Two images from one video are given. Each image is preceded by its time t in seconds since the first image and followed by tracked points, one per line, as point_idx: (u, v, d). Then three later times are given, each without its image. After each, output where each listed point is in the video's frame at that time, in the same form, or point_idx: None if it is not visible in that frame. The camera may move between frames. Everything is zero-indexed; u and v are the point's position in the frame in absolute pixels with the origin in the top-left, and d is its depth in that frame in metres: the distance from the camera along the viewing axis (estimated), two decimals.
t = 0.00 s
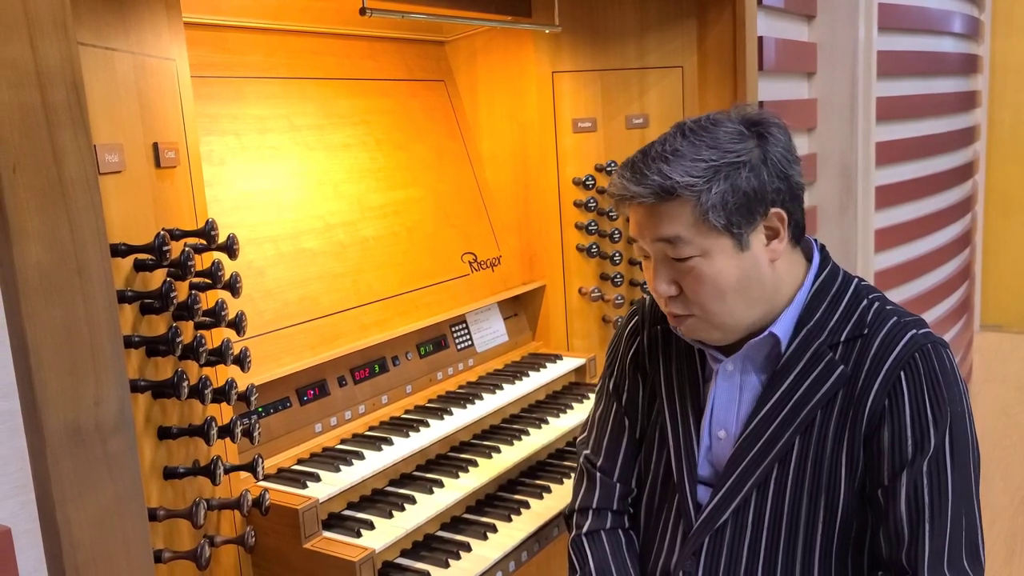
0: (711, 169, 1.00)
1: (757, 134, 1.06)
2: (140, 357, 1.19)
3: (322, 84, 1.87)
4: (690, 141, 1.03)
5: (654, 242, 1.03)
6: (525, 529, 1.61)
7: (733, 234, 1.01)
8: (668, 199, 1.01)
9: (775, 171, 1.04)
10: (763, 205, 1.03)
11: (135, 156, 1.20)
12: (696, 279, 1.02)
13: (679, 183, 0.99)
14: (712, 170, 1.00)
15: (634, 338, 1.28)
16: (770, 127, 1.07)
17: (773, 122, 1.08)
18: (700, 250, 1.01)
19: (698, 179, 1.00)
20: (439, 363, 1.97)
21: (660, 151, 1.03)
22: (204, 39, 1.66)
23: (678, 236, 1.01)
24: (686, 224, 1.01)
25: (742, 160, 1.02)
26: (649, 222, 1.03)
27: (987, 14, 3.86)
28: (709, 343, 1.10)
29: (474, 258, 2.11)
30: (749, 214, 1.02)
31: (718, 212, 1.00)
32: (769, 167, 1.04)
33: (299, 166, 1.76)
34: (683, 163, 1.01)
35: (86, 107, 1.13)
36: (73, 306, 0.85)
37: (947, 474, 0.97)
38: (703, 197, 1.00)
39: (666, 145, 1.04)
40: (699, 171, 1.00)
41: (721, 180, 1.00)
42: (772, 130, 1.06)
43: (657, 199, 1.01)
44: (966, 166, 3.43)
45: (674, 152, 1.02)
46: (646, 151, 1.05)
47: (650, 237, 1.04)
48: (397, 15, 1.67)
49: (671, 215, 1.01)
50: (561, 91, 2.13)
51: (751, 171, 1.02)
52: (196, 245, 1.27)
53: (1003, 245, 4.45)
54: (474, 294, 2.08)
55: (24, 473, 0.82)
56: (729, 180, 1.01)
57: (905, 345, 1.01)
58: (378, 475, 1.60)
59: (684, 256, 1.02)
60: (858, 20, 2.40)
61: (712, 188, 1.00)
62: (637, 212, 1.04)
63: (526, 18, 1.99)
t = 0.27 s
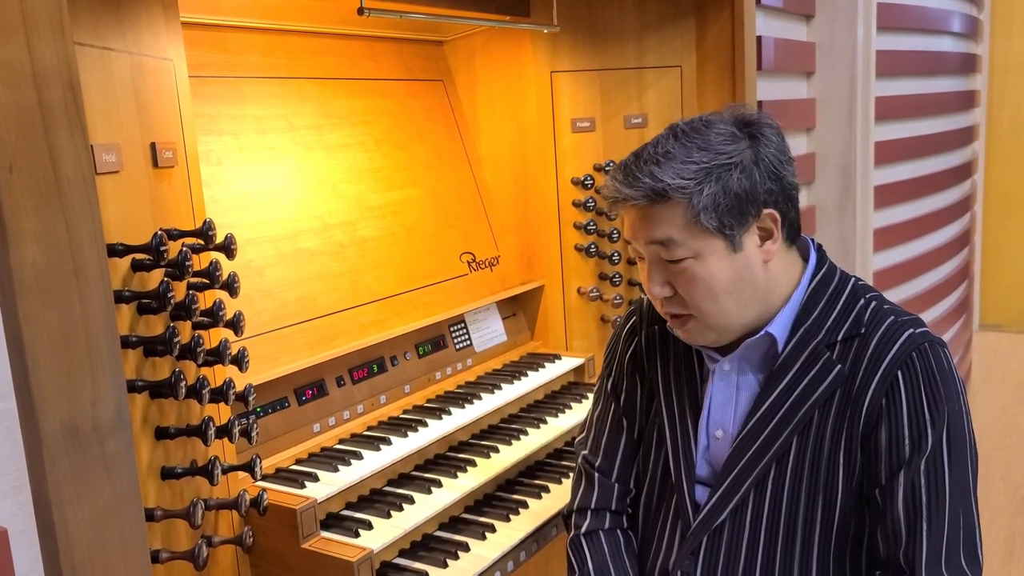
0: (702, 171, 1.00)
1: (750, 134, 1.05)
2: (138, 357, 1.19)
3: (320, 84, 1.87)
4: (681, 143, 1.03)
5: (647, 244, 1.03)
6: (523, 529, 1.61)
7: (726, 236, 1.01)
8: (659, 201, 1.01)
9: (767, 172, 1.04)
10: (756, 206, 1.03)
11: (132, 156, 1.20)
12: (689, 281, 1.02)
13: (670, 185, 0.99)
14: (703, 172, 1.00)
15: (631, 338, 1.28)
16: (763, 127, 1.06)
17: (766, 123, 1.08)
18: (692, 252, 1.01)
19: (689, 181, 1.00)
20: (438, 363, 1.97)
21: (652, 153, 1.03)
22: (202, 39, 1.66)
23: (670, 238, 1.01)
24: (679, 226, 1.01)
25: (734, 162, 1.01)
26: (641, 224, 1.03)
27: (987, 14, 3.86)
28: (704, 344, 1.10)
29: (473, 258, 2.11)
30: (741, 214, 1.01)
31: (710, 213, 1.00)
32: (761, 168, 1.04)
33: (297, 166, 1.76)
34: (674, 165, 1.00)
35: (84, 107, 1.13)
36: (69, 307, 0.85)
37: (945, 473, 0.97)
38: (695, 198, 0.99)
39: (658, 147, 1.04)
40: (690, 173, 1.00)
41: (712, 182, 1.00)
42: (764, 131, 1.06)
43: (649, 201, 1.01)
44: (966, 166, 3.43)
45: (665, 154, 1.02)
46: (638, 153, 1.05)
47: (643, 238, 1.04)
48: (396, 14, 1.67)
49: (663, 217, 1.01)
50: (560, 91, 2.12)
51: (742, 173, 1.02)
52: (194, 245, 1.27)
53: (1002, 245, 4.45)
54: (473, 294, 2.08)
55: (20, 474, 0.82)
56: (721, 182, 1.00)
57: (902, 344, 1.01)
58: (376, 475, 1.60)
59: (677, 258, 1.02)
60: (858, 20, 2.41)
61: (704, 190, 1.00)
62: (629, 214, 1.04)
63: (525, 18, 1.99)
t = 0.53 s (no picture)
0: (701, 173, 1.00)
1: (749, 136, 1.05)
2: (137, 358, 1.19)
3: (320, 85, 1.87)
4: (680, 146, 1.03)
5: (646, 246, 1.03)
6: (523, 531, 1.61)
7: (725, 238, 1.01)
8: (658, 203, 1.00)
9: (766, 174, 1.04)
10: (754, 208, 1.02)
11: (131, 157, 1.20)
12: (687, 283, 1.02)
13: (669, 187, 0.99)
14: (702, 174, 1.00)
15: (631, 340, 1.28)
16: (761, 130, 1.06)
17: (765, 125, 1.07)
18: (691, 254, 1.01)
19: (688, 184, 0.99)
20: (437, 364, 1.97)
21: (651, 155, 1.03)
22: (202, 40, 1.66)
23: (669, 240, 1.01)
24: (677, 228, 1.00)
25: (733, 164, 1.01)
26: (640, 226, 1.03)
27: (987, 15, 3.86)
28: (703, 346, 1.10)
29: (473, 259, 2.11)
30: (740, 216, 1.01)
31: (709, 216, 0.99)
32: (760, 170, 1.03)
33: (297, 167, 1.76)
34: (673, 167, 1.00)
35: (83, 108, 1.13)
36: (68, 308, 0.85)
37: (945, 475, 0.96)
38: (693, 201, 0.99)
39: (657, 149, 1.04)
40: (689, 175, 1.00)
41: (711, 184, 1.00)
42: (763, 133, 1.06)
43: (648, 203, 1.01)
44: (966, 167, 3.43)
45: (664, 156, 1.02)
46: (637, 155, 1.05)
47: (641, 241, 1.04)
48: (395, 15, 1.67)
49: (661, 219, 1.01)
50: (560, 92, 2.12)
51: (741, 175, 1.02)
52: (193, 246, 1.27)
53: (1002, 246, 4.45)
54: (473, 295, 2.07)
55: (18, 476, 0.82)
56: (720, 184, 1.00)
57: (902, 346, 1.01)
58: (376, 477, 1.60)
59: (676, 260, 1.02)
60: (858, 21, 2.40)
61: (702, 192, 1.00)
62: (628, 216, 1.04)
63: (525, 19, 1.99)
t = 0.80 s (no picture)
0: (702, 173, 1.00)
1: (750, 135, 1.05)
2: (137, 357, 1.19)
3: (321, 84, 1.87)
4: (681, 144, 1.03)
5: (647, 244, 1.03)
6: (524, 530, 1.61)
7: (726, 237, 1.01)
8: (660, 202, 1.00)
9: (768, 174, 1.04)
10: (756, 208, 1.02)
11: (132, 156, 1.20)
12: (688, 282, 1.02)
13: (670, 186, 0.99)
14: (704, 173, 1.00)
15: (631, 340, 1.28)
16: (763, 129, 1.06)
17: (766, 124, 1.07)
18: (692, 253, 1.01)
19: (691, 183, 0.99)
20: (438, 363, 1.97)
21: (652, 154, 1.03)
22: (203, 39, 1.65)
23: (670, 239, 1.01)
24: (680, 227, 1.00)
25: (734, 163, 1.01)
26: (641, 224, 1.03)
27: (988, 14, 3.86)
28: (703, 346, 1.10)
29: (473, 259, 2.11)
30: (741, 216, 1.01)
31: (710, 215, 0.99)
32: (762, 169, 1.03)
33: (298, 166, 1.76)
34: (675, 166, 1.00)
35: (83, 107, 1.13)
36: (69, 308, 0.85)
37: (945, 475, 0.96)
38: (695, 200, 0.99)
39: (658, 148, 1.04)
40: (690, 174, 1.00)
41: (713, 183, 1.00)
42: (764, 132, 1.06)
43: (649, 202, 1.01)
44: (967, 166, 3.43)
45: (665, 155, 1.02)
46: (638, 154, 1.04)
47: (642, 240, 1.04)
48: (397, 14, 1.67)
49: (663, 218, 1.01)
50: (561, 91, 2.12)
51: (743, 174, 1.01)
52: (194, 245, 1.27)
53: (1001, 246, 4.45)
54: (474, 294, 2.07)
55: (18, 475, 0.82)
56: (721, 183, 1.00)
57: (902, 346, 1.01)
58: (377, 476, 1.60)
59: (678, 259, 1.02)
60: (859, 20, 2.40)
61: (703, 192, 1.00)
62: (629, 214, 1.04)
63: (525, 18, 1.99)
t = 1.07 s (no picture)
0: (705, 171, 1.01)
1: (753, 135, 1.06)
2: (139, 358, 1.19)
3: (322, 85, 1.87)
4: (684, 143, 1.03)
5: (648, 243, 1.04)
6: (525, 530, 1.61)
7: (726, 237, 1.01)
8: (661, 200, 1.01)
9: (770, 174, 1.04)
10: (757, 208, 1.03)
11: (134, 158, 1.21)
12: (688, 281, 1.02)
13: (673, 184, 1.00)
14: (706, 171, 1.01)
15: (632, 341, 1.28)
16: (765, 130, 1.07)
17: (769, 125, 1.08)
18: (693, 252, 1.01)
19: (693, 181, 1.00)
20: (439, 364, 1.97)
21: (655, 152, 1.03)
22: (205, 41, 1.66)
23: (671, 237, 1.01)
24: (681, 226, 1.01)
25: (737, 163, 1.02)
26: (643, 223, 1.04)
27: (987, 15, 3.87)
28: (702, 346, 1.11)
29: (474, 259, 2.12)
30: (743, 215, 1.02)
31: (712, 214, 1.00)
32: (764, 169, 1.04)
33: (299, 167, 1.77)
34: (677, 165, 1.01)
35: (85, 109, 1.13)
36: (70, 308, 0.85)
37: (946, 475, 0.97)
38: (697, 198, 1.00)
39: (661, 147, 1.04)
40: (693, 173, 1.00)
41: (715, 181, 1.00)
42: (767, 132, 1.06)
43: (651, 200, 1.01)
44: (967, 167, 3.44)
45: (669, 153, 1.02)
46: (641, 153, 1.05)
47: (643, 237, 1.04)
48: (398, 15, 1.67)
49: (664, 216, 1.01)
50: (561, 92, 2.13)
51: (745, 174, 1.02)
52: (196, 246, 1.27)
53: (1001, 247, 4.46)
54: (474, 295, 2.08)
55: (20, 476, 0.82)
56: (723, 182, 1.01)
57: (902, 347, 1.01)
58: (378, 476, 1.60)
59: (680, 258, 1.02)
60: (859, 20, 2.40)
61: (705, 190, 1.00)
62: (631, 212, 1.05)
63: (526, 19, 2.00)
